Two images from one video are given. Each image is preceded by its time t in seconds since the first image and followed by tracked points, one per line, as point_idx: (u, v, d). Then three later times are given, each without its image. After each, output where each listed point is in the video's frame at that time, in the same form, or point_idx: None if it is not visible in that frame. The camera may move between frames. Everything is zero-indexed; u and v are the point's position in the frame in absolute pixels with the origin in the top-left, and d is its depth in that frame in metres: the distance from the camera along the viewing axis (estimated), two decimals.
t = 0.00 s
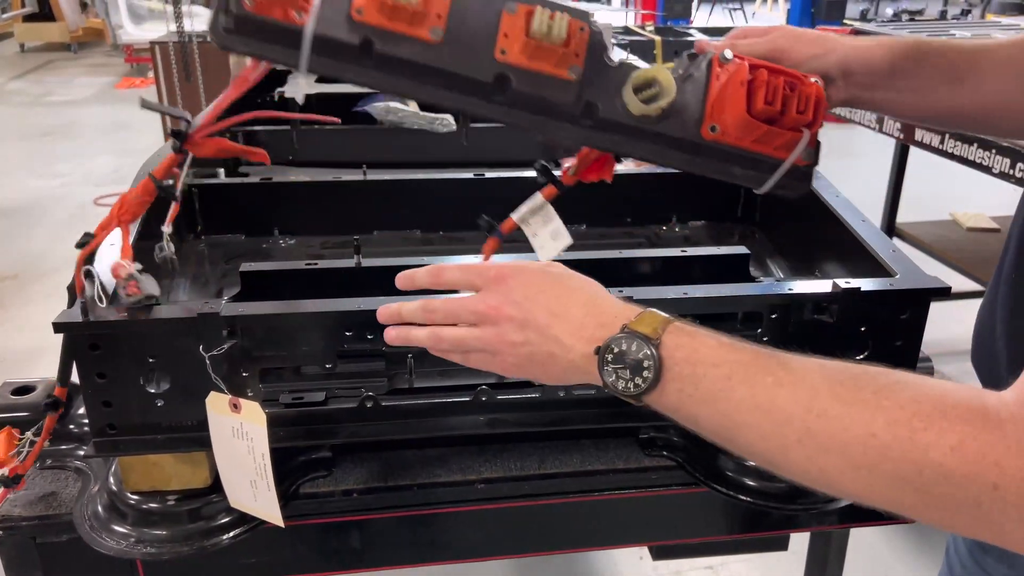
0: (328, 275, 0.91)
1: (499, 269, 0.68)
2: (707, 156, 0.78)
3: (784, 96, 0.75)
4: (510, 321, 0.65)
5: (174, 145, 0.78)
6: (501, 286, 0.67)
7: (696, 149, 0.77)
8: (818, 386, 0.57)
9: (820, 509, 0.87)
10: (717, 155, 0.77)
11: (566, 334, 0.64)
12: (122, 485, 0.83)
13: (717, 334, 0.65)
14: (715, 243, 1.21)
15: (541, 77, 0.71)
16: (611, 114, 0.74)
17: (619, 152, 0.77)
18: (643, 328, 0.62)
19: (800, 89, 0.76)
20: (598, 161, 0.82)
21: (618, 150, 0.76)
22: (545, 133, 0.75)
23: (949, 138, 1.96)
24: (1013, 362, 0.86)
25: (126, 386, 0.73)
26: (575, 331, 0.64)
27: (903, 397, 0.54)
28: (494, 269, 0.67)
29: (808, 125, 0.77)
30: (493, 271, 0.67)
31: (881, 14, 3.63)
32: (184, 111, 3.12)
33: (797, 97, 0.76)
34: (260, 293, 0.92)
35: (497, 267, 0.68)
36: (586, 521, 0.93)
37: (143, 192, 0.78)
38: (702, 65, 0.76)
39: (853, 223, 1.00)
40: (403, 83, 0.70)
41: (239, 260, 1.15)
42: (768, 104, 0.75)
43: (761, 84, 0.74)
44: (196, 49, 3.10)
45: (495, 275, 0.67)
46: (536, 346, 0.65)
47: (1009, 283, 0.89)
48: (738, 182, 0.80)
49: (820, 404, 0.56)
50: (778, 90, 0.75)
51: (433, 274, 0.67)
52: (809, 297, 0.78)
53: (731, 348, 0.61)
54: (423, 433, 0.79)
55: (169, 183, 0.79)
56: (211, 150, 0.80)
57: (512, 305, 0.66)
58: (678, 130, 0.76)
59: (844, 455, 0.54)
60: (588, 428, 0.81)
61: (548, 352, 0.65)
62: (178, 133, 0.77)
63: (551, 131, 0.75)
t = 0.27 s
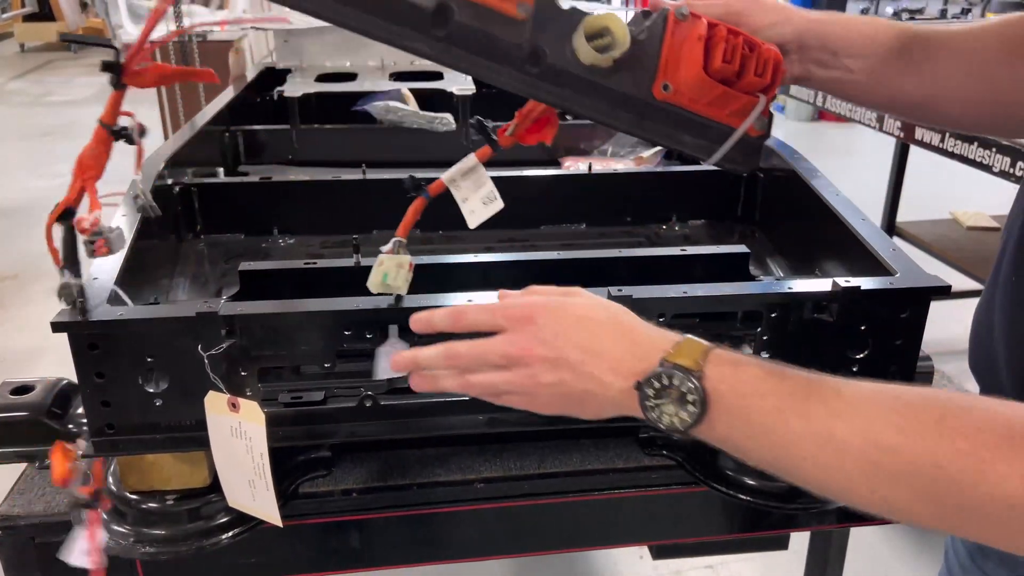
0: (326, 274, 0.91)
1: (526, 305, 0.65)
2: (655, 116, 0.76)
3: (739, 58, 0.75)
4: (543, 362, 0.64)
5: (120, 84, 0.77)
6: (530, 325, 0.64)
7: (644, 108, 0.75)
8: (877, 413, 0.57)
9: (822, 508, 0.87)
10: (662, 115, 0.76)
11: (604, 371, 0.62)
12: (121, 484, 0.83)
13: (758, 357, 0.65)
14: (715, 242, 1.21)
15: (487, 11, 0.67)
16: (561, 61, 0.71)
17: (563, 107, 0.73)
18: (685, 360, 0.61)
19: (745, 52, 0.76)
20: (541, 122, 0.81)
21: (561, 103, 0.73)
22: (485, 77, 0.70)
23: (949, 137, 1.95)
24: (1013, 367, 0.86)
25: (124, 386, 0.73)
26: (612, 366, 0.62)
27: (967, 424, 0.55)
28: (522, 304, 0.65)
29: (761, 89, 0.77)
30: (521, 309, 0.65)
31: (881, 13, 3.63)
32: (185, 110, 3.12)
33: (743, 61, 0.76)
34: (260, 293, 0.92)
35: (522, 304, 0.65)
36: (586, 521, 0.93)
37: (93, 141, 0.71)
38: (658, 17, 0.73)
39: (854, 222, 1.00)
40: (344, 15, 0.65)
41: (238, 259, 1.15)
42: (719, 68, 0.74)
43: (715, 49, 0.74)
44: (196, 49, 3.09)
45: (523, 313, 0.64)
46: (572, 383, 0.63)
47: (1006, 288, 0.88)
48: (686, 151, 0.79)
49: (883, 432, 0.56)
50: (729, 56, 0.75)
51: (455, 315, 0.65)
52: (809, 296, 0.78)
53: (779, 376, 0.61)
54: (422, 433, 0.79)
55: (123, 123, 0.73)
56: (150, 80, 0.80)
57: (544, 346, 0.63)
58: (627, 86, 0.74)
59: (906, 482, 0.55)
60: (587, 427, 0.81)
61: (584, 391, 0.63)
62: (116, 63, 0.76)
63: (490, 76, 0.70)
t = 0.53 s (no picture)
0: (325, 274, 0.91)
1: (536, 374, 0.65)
2: (626, 97, 0.79)
3: (719, 42, 0.77)
4: (559, 435, 0.64)
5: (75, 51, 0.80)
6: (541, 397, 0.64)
7: (614, 89, 0.78)
8: (915, 459, 0.57)
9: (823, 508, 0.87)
10: (633, 97, 0.79)
11: (624, 437, 0.63)
12: (119, 484, 0.82)
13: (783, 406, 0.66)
14: (715, 241, 1.21)
15: None
16: (530, 35, 0.74)
17: (528, 82, 0.76)
18: (707, 418, 0.62)
19: (726, 39, 0.78)
20: (500, 100, 0.84)
21: (528, 79, 0.76)
22: (455, 51, 0.73)
23: (949, 137, 1.95)
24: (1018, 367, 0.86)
25: (122, 386, 0.73)
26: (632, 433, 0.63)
27: (1012, 462, 0.54)
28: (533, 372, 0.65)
29: (739, 77, 0.79)
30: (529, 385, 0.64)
31: (880, 13, 3.63)
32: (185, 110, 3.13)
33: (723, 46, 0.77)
34: (260, 292, 0.92)
35: (530, 375, 0.65)
36: (586, 520, 0.93)
37: (54, 112, 0.82)
38: None
39: (854, 221, 0.99)
40: None
41: (237, 259, 1.15)
42: (698, 52, 0.76)
43: (694, 32, 0.76)
44: (196, 48, 3.09)
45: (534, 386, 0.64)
46: (592, 453, 0.63)
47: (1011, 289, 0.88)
48: (654, 138, 0.82)
49: (925, 477, 0.56)
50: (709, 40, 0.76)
51: (458, 399, 0.65)
52: (809, 295, 0.77)
53: (807, 430, 0.62)
54: (421, 432, 0.79)
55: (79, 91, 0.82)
56: (97, 38, 0.81)
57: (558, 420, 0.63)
58: (597, 66, 0.77)
59: (953, 529, 0.55)
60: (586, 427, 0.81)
61: (608, 458, 0.63)
62: (56, 23, 0.77)
63: (460, 50, 0.73)
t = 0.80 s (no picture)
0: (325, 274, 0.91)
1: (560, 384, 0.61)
2: (627, 118, 0.75)
3: (721, 58, 0.74)
4: (587, 453, 0.60)
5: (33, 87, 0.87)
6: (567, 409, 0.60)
7: (616, 112, 0.75)
8: (970, 474, 0.56)
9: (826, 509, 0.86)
10: (636, 118, 0.76)
11: (660, 454, 0.59)
12: (120, 485, 0.83)
13: (832, 418, 0.63)
14: (716, 242, 1.21)
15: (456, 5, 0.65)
16: (533, 58, 0.69)
17: (526, 106, 0.72)
18: (754, 434, 0.59)
19: (728, 56, 0.75)
20: (494, 116, 0.79)
21: (527, 103, 0.71)
22: (449, 75, 0.68)
23: (950, 137, 1.95)
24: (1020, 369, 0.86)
25: (122, 387, 0.73)
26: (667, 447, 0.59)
27: None
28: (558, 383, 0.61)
29: (740, 91, 0.77)
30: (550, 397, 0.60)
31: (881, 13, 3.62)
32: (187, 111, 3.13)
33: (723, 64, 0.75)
34: (261, 293, 0.92)
35: (552, 387, 0.61)
36: (586, 521, 0.93)
37: (15, 139, 0.88)
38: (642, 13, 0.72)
39: (854, 221, 0.99)
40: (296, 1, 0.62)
41: (238, 259, 1.15)
42: (702, 74, 0.73)
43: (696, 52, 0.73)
44: (197, 49, 3.09)
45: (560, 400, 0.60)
46: (622, 471, 0.60)
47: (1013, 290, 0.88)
48: (655, 155, 0.79)
49: (983, 494, 0.55)
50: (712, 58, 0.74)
51: (476, 412, 0.61)
52: (809, 296, 0.77)
53: (859, 446, 0.59)
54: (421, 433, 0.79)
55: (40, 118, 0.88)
56: (58, 68, 0.90)
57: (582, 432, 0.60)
58: (600, 89, 0.73)
59: (989, 539, 0.55)
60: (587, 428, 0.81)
61: (640, 476, 0.59)
62: (21, 59, 0.84)
63: (454, 75, 0.68)
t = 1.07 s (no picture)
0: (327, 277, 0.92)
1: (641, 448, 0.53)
2: (615, 147, 0.77)
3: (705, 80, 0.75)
4: (680, 522, 0.51)
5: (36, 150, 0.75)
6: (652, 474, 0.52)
7: (602, 139, 0.76)
8: None
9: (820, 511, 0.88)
10: (626, 146, 0.77)
11: (763, 521, 0.51)
12: (122, 487, 0.83)
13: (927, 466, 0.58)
14: (717, 244, 1.21)
15: (433, 46, 0.66)
16: (515, 95, 0.71)
17: (512, 140, 0.74)
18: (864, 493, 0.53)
19: (712, 78, 0.75)
20: (484, 157, 0.78)
21: (513, 139, 0.73)
22: (432, 117, 0.70)
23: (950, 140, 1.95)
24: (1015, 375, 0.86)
25: (124, 390, 0.73)
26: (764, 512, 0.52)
27: None
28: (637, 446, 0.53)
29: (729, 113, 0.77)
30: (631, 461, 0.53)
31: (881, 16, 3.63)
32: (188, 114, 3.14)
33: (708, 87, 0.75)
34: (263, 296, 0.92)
35: (636, 452, 0.53)
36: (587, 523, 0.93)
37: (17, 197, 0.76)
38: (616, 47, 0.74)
39: (855, 224, 1.00)
40: (278, 53, 0.64)
41: (240, 262, 1.15)
42: (685, 97, 0.74)
43: (676, 76, 0.74)
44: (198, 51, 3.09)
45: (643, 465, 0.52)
46: (720, 541, 0.51)
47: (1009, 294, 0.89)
48: (646, 181, 0.80)
49: None
50: (694, 82, 0.74)
51: (551, 481, 0.54)
52: (810, 298, 0.77)
53: (978, 501, 0.54)
54: (422, 436, 0.79)
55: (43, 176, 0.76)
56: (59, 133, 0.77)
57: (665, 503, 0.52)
58: (583, 119, 0.75)
59: None
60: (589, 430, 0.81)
61: (741, 545, 0.51)
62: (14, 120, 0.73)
63: (435, 117, 0.70)
